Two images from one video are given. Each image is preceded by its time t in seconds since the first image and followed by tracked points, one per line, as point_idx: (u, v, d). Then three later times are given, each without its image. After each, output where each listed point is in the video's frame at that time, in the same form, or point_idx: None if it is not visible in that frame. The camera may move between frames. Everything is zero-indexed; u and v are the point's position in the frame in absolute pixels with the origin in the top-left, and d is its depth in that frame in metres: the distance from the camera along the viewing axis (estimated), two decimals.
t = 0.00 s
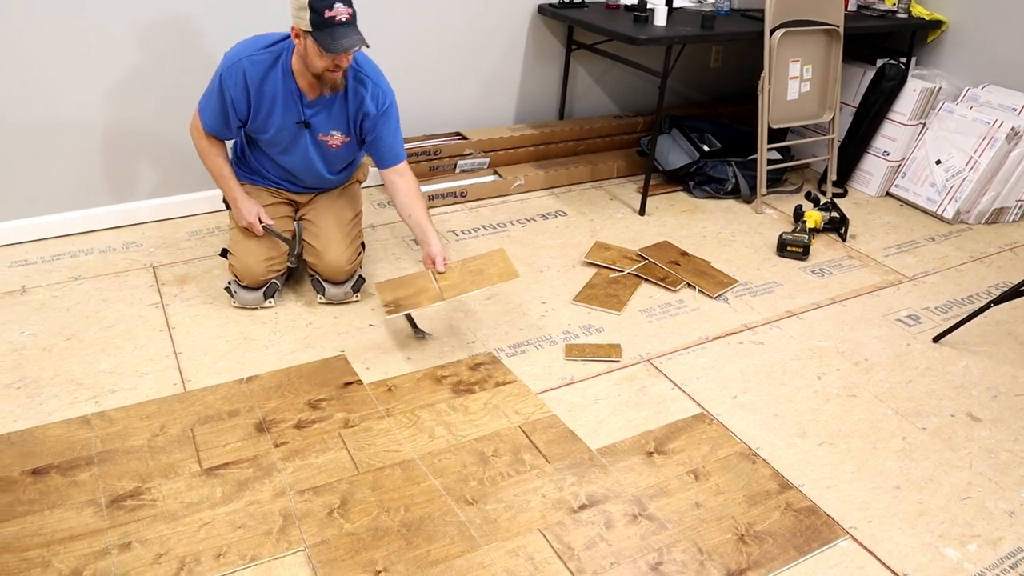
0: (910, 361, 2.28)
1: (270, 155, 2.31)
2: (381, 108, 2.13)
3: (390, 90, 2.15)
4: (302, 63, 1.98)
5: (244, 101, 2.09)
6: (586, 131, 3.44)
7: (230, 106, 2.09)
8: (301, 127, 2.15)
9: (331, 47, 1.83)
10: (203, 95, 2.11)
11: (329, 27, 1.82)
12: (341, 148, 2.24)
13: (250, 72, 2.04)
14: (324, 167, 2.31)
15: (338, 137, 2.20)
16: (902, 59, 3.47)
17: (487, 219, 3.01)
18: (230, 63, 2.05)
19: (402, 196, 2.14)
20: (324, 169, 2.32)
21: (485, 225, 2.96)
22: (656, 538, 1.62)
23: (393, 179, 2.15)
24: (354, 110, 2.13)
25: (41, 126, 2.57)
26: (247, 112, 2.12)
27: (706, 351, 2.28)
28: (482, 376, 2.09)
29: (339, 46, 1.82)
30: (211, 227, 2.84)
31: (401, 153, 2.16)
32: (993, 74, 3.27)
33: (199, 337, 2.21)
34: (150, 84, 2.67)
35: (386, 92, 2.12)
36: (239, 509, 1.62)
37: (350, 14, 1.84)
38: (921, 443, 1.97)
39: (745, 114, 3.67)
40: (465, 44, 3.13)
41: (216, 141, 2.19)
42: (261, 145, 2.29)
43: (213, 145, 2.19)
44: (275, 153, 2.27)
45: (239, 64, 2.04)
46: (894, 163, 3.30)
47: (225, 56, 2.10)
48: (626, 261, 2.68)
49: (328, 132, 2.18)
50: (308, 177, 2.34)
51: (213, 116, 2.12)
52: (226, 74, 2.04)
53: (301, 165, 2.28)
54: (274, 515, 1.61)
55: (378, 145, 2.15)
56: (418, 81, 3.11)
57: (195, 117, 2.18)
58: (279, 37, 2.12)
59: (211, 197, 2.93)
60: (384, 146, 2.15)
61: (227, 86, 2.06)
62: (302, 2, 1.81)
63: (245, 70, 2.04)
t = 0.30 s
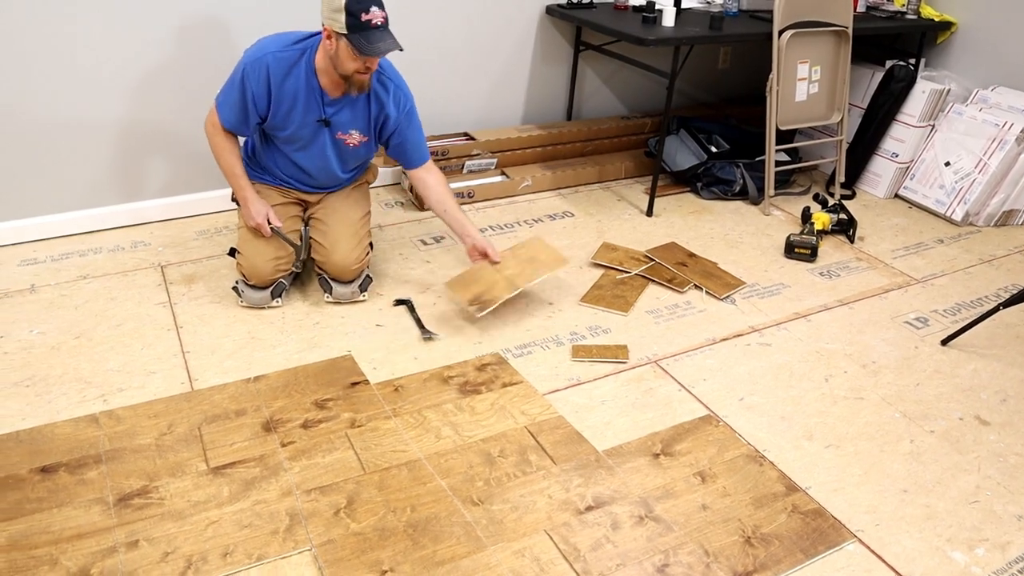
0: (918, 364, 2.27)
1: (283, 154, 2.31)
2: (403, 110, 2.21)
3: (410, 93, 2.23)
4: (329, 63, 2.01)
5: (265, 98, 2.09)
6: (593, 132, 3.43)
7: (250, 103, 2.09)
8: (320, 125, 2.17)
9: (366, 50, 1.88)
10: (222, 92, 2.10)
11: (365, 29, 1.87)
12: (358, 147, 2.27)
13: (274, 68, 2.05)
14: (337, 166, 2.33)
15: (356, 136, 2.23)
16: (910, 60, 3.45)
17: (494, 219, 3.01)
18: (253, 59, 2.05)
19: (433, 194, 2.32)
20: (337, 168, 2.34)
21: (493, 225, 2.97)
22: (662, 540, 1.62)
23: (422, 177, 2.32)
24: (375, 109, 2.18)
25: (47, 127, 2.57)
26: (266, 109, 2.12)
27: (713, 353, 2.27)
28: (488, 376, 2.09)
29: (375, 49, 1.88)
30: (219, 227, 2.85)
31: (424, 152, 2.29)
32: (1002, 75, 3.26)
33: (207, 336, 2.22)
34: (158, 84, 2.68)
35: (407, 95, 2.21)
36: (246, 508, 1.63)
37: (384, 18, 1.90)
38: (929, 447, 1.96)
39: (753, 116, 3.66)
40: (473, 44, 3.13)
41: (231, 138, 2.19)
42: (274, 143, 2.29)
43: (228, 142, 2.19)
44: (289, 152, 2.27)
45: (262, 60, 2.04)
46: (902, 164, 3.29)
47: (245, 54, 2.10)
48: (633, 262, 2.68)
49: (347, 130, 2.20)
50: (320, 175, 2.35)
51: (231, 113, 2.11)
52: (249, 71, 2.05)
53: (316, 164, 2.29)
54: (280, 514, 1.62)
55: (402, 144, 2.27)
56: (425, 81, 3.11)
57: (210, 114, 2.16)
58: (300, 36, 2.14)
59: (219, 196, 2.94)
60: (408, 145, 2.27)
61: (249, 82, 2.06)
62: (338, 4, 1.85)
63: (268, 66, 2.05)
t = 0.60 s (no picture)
0: (925, 366, 2.26)
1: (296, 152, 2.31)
2: (417, 116, 2.20)
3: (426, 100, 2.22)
4: (347, 66, 2.01)
5: (283, 95, 2.09)
6: (600, 133, 3.43)
7: (268, 100, 2.09)
8: (336, 125, 2.17)
9: (381, 62, 1.86)
10: (240, 86, 2.10)
11: (383, 42, 1.86)
12: (372, 149, 2.27)
13: (295, 67, 2.05)
14: (350, 167, 2.33)
15: (371, 138, 2.22)
16: (919, 62, 3.44)
17: (501, 219, 3.01)
18: (274, 57, 2.05)
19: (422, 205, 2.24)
20: (350, 168, 2.34)
21: (499, 225, 2.97)
22: (667, 542, 1.62)
23: (415, 186, 2.25)
24: (392, 114, 2.18)
25: (51, 125, 2.58)
26: (284, 107, 2.12)
27: (719, 355, 2.27)
28: (494, 376, 2.09)
29: (389, 63, 1.86)
30: (226, 226, 2.85)
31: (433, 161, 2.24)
32: (1010, 77, 3.25)
33: (213, 335, 2.22)
34: (164, 84, 2.68)
35: (423, 102, 2.19)
36: (252, 507, 1.63)
37: (405, 34, 1.88)
38: (936, 449, 1.95)
39: (761, 117, 3.65)
40: (480, 44, 3.13)
41: (246, 135, 2.18)
42: (289, 141, 2.28)
43: (243, 138, 2.17)
44: (303, 150, 2.27)
45: (284, 58, 2.04)
46: (910, 166, 3.28)
47: (265, 50, 2.10)
48: (639, 263, 2.68)
49: (362, 133, 2.20)
50: (333, 174, 2.35)
51: (249, 108, 2.10)
52: (270, 68, 2.04)
53: (329, 163, 2.30)
54: (286, 513, 1.62)
55: (411, 150, 2.23)
56: (432, 81, 3.11)
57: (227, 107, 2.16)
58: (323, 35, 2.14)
59: (225, 196, 2.94)
60: (418, 152, 2.23)
61: (269, 79, 2.05)
62: (364, 12, 1.85)
63: (290, 64, 2.04)
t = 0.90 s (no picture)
0: (931, 368, 2.25)
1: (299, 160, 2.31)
2: (416, 125, 2.16)
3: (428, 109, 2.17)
4: (343, 82, 1.98)
5: (283, 107, 2.08)
6: (606, 133, 3.43)
7: (269, 111, 2.09)
8: (337, 136, 2.16)
9: (372, 83, 1.83)
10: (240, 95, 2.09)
11: (375, 63, 1.83)
12: (374, 158, 2.25)
13: (295, 81, 2.03)
14: (352, 174, 2.33)
15: (372, 149, 2.21)
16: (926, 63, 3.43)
17: (506, 219, 3.01)
18: (274, 69, 2.04)
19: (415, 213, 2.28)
20: (353, 175, 2.34)
21: (505, 225, 2.97)
22: (672, 543, 1.61)
23: (409, 194, 2.27)
24: (392, 126, 2.15)
25: (54, 125, 2.58)
26: (285, 118, 2.11)
27: (724, 356, 2.27)
28: (499, 377, 2.09)
29: (380, 84, 1.83)
30: (232, 225, 2.85)
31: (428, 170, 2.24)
32: (1018, 79, 3.23)
33: (218, 334, 2.23)
34: (168, 85, 2.68)
35: (423, 112, 2.14)
36: (256, 506, 1.63)
37: (399, 54, 1.84)
38: (941, 452, 1.95)
39: (766, 118, 3.65)
40: (486, 45, 3.13)
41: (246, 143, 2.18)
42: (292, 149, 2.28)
43: (244, 145, 2.17)
44: (305, 158, 2.27)
45: (284, 72, 2.03)
46: (916, 168, 3.27)
47: (266, 60, 2.09)
48: (645, 264, 2.68)
49: (363, 144, 2.19)
50: (336, 181, 2.36)
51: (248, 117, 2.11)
52: (270, 80, 2.03)
53: (331, 170, 2.29)
54: (290, 513, 1.62)
55: (407, 159, 2.21)
56: (438, 81, 3.11)
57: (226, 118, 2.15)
58: (325, 46, 2.11)
59: (231, 195, 2.95)
60: (414, 162, 2.22)
61: (269, 92, 2.05)
62: (358, 32, 1.82)
63: (290, 79, 2.03)
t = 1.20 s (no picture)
0: (936, 370, 2.25)
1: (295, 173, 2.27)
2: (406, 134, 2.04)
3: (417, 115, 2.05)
4: (326, 104, 1.92)
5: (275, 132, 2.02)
6: (611, 134, 3.43)
7: (260, 141, 2.02)
8: (330, 151, 2.11)
9: (353, 111, 1.77)
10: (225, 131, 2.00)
11: (355, 90, 1.76)
12: (369, 168, 2.20)
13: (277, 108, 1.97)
14: (350, 183, 2.29)
15: (366, 161, 2.16)
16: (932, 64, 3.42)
17: (511, 219, 3.02)
18: (260, 98, 1.97)
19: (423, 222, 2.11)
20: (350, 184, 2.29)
21: (510, 226, 2.97)
22: (675, 544, 1.61)
23: (414, 203, 2.12)
24: (381, 140, 2.07)
25: (56, 124, 2.58)
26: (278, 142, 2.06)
27: (728, 357, 2.26)
28: (503, 377, 2.09)
29: (361, 112, 1.76)
30: (237, 225, 2.86)
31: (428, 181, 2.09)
32: None
33: (223, 333, 2.23)
34: (172, 84, 2.68)
35: (412, 120, 2.02)
36: (261, 505, 1.63)
37: (379, 79, 1.77)
38: (946, 454, 1.94)
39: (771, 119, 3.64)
40: (491, 44, 3.13)
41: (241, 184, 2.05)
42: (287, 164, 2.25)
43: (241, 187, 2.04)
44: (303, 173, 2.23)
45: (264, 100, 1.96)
46: (922, 169, 3.26)
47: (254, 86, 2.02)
48: (649, 265, 2.68)
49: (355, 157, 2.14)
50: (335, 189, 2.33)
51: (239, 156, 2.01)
52: (258, 111, 1.97)
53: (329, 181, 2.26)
54: (294, 512, 1.62)
55: (405, 172, 2.08)
56: (443, 81, 3.11)
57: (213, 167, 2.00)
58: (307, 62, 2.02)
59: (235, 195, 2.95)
60: (410, 171, 2.08)
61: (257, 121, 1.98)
62: (334, 59, 1.75)
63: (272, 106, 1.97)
